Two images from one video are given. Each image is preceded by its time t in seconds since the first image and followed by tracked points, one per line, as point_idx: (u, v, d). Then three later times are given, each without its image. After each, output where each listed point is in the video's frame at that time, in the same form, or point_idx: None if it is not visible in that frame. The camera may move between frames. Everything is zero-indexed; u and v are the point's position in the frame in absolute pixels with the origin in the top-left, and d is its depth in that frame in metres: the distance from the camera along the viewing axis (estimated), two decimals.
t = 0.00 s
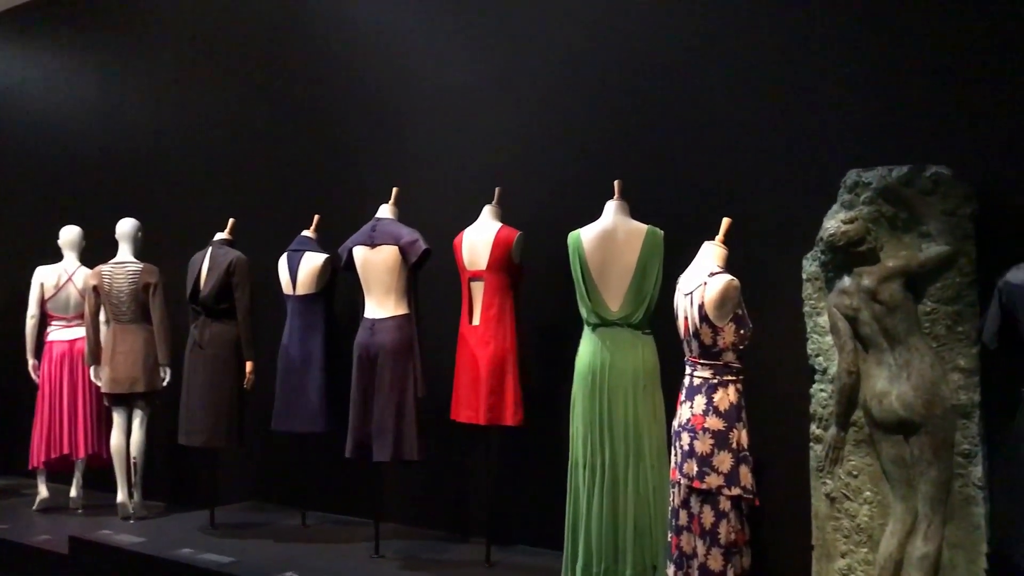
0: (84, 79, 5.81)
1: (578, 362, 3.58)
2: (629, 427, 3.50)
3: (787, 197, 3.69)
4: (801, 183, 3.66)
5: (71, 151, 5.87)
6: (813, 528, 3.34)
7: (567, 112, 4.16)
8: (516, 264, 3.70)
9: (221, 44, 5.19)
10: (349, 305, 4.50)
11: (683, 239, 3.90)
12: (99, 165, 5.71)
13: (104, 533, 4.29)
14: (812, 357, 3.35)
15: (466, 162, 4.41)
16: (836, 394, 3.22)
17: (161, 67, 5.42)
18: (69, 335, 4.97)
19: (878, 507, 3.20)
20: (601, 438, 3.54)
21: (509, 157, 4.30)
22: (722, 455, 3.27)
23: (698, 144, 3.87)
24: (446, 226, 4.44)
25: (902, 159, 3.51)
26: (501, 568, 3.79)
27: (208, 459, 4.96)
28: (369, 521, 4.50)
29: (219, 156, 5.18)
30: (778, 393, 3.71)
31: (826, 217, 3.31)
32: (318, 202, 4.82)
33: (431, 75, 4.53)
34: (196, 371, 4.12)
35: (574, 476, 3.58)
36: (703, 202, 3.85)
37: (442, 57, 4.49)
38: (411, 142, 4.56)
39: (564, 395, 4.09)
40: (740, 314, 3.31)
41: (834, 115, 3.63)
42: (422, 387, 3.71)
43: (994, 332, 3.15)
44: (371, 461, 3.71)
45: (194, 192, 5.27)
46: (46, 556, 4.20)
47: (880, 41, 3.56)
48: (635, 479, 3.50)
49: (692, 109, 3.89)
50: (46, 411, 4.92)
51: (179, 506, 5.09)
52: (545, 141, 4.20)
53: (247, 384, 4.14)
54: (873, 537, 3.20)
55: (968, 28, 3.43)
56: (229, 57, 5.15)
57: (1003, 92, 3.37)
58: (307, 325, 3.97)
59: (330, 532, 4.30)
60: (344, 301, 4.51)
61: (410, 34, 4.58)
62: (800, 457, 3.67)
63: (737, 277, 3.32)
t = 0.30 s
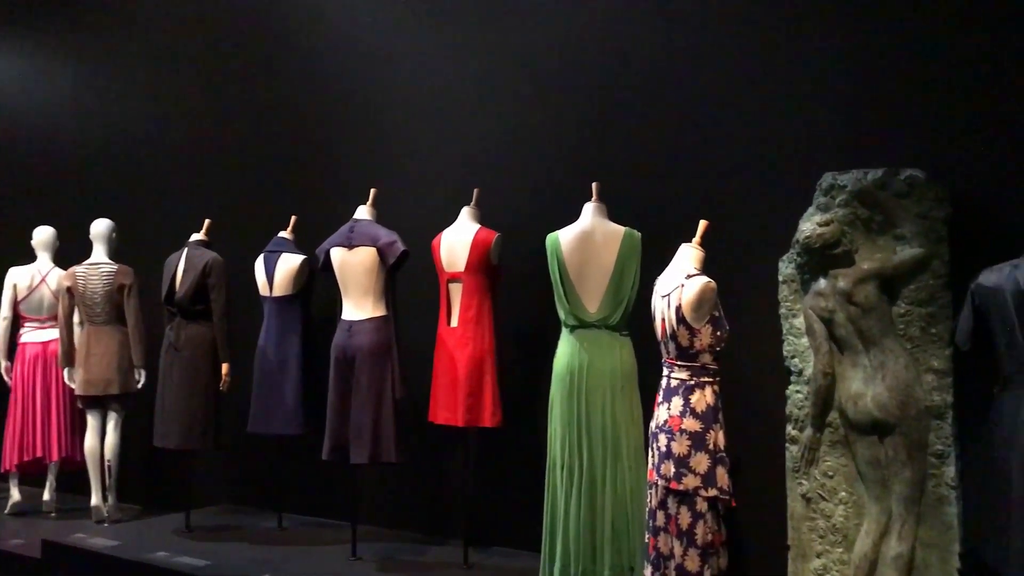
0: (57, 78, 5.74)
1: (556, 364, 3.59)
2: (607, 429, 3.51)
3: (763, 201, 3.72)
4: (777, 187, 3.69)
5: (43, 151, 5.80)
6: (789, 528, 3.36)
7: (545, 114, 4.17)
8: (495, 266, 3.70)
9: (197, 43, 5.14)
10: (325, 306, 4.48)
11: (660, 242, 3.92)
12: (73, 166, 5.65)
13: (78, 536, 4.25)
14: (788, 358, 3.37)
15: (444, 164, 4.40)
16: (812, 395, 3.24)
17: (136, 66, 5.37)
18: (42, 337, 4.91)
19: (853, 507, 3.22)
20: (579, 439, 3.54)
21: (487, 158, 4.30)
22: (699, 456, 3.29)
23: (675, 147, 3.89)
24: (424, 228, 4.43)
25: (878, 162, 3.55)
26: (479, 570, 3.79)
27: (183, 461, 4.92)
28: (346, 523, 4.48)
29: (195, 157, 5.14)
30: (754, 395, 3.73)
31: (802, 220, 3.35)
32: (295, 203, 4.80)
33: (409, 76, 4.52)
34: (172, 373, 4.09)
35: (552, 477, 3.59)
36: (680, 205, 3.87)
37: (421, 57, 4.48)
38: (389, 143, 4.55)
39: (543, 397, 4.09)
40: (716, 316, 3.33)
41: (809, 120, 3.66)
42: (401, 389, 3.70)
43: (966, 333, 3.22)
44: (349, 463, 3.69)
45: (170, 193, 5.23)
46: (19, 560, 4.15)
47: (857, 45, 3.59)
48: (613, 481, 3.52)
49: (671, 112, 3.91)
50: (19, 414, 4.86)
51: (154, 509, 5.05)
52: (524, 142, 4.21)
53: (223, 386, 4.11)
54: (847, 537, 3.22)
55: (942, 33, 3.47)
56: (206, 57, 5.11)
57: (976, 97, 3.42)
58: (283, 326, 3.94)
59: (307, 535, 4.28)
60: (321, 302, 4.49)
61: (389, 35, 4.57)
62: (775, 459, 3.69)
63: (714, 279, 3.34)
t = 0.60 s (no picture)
0: (28, 74, 5.66)
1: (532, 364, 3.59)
2: (584, 429, 3.52)
3: (737, 203, 3.74)
4: (751, 189, 3.72)
5: (14, 149, 5.72)
6: (763, 528, 3.39)
7: (521, 115, 4.17)
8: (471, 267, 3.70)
9: (171, 41, 5.10)
10: (300, 307, 4.46)
11: (635, 243, 3.94)
12: (45, 164, 5.58)
13: (49, 540, 4.20)
14: (762, 359, 3.39)
15: (421, 164, 4.39)
16: (786, 395, 3.28)
17: (109, 64, 5.31)
18: (13, 337, 4.85)
19: (826, 507, 3.25)
20: (555, 440, 3.55)
21: (464, 159, 4.30)
22: (674, 456, 3.31)
23: (650, 148, 3.91)
24: (400, 229, 4.42)
25: (850, 164, 3.59)
26: (455, 570, 3.79)
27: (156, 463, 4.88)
28: (321, 524, 4.46)
29: (169, 156, 5.09)
30: (727, 395, 3.76)
31: (776, 221, 3.38)
32: (271, 203, 4.77)
33: (385, 77, 4.51)
34: (145, 374, 4.05)
35: (528, 478, 3.59)
36: (655, 207, 3.89)
37: (398, 57, 4.47)
38: (366, 143, 4.53)
39: (519, 398, 4.10)
40: (691, 317, 3.35)
41: (783, 123, 3.69)
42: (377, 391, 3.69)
43: (937, 334, 3.26)
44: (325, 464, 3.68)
45: (143, 192, 5.18)
46: None
47: (831, 49, 3.63)
48: (589, 481, 3.53)
49: (646, 113, 3.93)
50: None
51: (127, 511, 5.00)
52: (501, 143, 4.21)
53: (197, 387, 4.08)
54: (821, 536, 3.25)
55: (915, 37, 3.52)
56: (181, 55, 5.07)
57: (947, 100, 3.46)
58: (258, 327, 3.92)
59: (282, 537, 4.25)
60: (296, 303, 4.47)
61: (366, 34, 4.55)
62: (748, 458, 3.72)
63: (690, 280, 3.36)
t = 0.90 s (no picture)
0: None
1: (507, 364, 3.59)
2: (558, 429, 3.53)
3: (710, 205, 3.77)
4: (723, 191, 3.75)
5: None
6: (736, 527, 3.42)
7: (496, 116, 4.17)
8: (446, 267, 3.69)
9: (141, 38, 5.04)
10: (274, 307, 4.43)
11: (609, 244, 3.95)
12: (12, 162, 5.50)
13: (17, 543, 4.15)
14: (735, 359, 3.42)
15: (395, 164, 4.38)
16: (759, 395, 3.30)
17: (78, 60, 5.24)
18: None
19: (798, 506, 3.28)
20: (529, 440, 3.56)
21: (438, 159, 4.29)
22: (648, 456, 3.32)
23: (624, 150, 3.93)
24: (374, 229, 4.41)
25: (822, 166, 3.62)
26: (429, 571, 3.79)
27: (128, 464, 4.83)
28: (295, 526, 4.44)
29: (140, 155, 5.04)
30: (700, 396, 3.78)
31: (749, 223, 3.40)
32: (244, 203, 4.74)
33: (359, 76, 4.49)
34: (115, 375, 4.02)
35: (503, 479, 3.60)
36: (629, 208, 3.91)
37: (373, 57, 4.45)
38: (339, 142, 4.51)
39: (494, 398, 4.10)
40: (665, 317, 3.36)
41: (755, 126, 3.72)
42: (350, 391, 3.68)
43: (908, 335, 3.29)
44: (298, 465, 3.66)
45: (114, 191, 5.12)
46: None
47: (803, 50, 3.66)
48: (563, 481, 3.54)
49: (620, 114, 3.94)
50: None
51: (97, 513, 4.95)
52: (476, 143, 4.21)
53: (169, 388, 4.05)
54: (793, 535, 3.28)
55: (885, 41, 3.56)
56: (151, 51, 5.01)
57: (917, 103, 3.51)
58: (231, 327, 3.89)
59: (254, 538, 4.23)
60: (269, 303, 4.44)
61: (340, 32, 4.53)
62: (721, 458, 3.75)
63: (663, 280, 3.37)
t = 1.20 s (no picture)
0: None
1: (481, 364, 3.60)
2: (533, 429, 3.54)
3: (681, 207, 3.80)
4: (694, 193, 3.78)
5: None
6: (708, 526, 3.44)
7: (469, 117, 4.18)
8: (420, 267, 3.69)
9: (107, 34, 4.95)
10: (246, 307, 4.41)
11: (581, 245, 3.97)
12: None
13: None
14: (707, 359, 3.45)
15: (368, 165, 4.37)
16: (731, 395, 3.33)
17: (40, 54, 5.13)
18: None
19: (770, 505, 3.32)
20: (503, 439, 3.56)
21: (411, 160, 4.29)
22: (622, 456, 3.34)
23: (597, 151, 3.95)
24: (346, 229, 4.40)
25: (793, 167, 3.66)
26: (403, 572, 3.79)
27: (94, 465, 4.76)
28: (267, 527, 4.42)
29: (107, 152, 4.97)
30: (672, 396, 3.81)
31: (721, 224, 3.43)
32: (216, 204, 4.71)
33: (331, 75, 4.47)
34: (85, 375, 3.98)
35: (477, 479, 3.60)
36: (600, 209, 3.93)
37: (346, 56, 4.44)
38: (313, 141, 4.49)
39: (468, 397, 4.10)
40: (638, 317, 3.38)
41: (726, 128, 3.75)
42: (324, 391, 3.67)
43: (877, 335, 3.33)
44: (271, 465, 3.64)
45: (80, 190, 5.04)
46: None
47: (774, 52, 3.70)
48: (537, 481, 3.55)
49: (594, 114, 3.96)
50: None
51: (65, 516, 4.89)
52: (450, 142, 4.21)
53: (139, 388, 4.02)
54: (764, 534, 3.32)
55: (855, 44, 3.60)
56: (118, 48, 4.93)
57: (884, 107, 3.55)
58: (202, 327, 3.86)
59: (226, 539, 4.20)
60: (241, 303, 4.42)
61: (313, 30, 4.51)
62: (692, 458, 3.78)
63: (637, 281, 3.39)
